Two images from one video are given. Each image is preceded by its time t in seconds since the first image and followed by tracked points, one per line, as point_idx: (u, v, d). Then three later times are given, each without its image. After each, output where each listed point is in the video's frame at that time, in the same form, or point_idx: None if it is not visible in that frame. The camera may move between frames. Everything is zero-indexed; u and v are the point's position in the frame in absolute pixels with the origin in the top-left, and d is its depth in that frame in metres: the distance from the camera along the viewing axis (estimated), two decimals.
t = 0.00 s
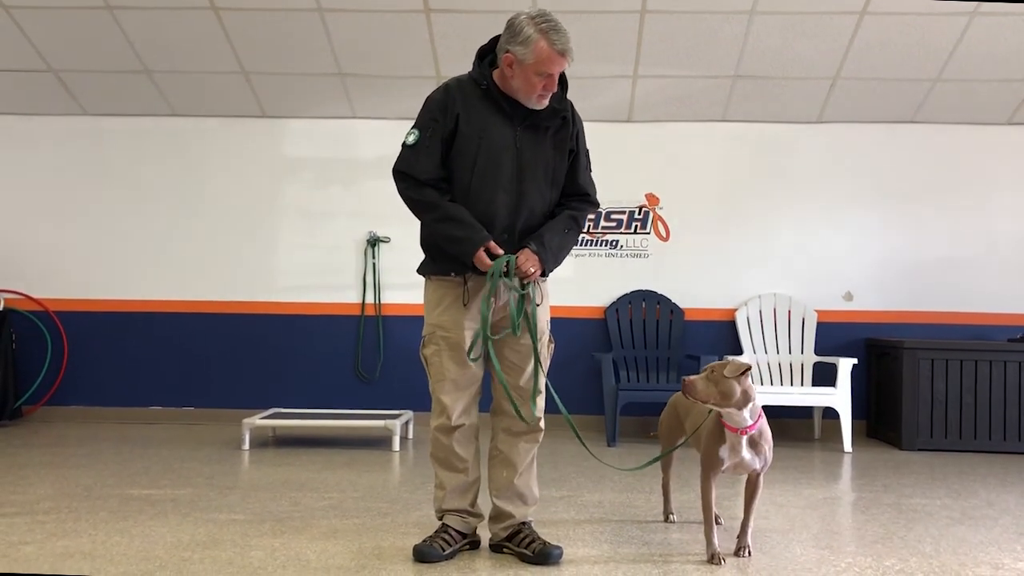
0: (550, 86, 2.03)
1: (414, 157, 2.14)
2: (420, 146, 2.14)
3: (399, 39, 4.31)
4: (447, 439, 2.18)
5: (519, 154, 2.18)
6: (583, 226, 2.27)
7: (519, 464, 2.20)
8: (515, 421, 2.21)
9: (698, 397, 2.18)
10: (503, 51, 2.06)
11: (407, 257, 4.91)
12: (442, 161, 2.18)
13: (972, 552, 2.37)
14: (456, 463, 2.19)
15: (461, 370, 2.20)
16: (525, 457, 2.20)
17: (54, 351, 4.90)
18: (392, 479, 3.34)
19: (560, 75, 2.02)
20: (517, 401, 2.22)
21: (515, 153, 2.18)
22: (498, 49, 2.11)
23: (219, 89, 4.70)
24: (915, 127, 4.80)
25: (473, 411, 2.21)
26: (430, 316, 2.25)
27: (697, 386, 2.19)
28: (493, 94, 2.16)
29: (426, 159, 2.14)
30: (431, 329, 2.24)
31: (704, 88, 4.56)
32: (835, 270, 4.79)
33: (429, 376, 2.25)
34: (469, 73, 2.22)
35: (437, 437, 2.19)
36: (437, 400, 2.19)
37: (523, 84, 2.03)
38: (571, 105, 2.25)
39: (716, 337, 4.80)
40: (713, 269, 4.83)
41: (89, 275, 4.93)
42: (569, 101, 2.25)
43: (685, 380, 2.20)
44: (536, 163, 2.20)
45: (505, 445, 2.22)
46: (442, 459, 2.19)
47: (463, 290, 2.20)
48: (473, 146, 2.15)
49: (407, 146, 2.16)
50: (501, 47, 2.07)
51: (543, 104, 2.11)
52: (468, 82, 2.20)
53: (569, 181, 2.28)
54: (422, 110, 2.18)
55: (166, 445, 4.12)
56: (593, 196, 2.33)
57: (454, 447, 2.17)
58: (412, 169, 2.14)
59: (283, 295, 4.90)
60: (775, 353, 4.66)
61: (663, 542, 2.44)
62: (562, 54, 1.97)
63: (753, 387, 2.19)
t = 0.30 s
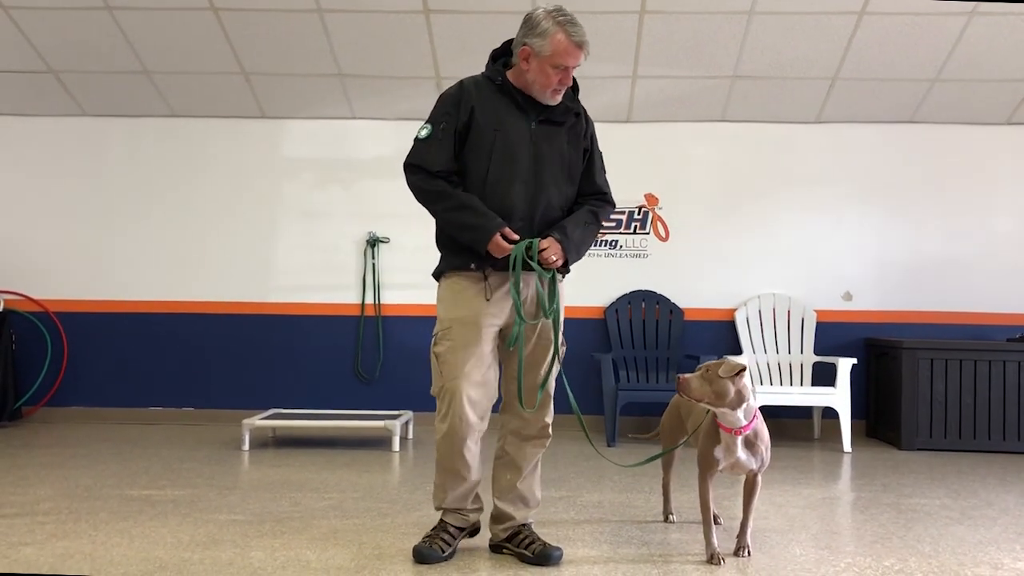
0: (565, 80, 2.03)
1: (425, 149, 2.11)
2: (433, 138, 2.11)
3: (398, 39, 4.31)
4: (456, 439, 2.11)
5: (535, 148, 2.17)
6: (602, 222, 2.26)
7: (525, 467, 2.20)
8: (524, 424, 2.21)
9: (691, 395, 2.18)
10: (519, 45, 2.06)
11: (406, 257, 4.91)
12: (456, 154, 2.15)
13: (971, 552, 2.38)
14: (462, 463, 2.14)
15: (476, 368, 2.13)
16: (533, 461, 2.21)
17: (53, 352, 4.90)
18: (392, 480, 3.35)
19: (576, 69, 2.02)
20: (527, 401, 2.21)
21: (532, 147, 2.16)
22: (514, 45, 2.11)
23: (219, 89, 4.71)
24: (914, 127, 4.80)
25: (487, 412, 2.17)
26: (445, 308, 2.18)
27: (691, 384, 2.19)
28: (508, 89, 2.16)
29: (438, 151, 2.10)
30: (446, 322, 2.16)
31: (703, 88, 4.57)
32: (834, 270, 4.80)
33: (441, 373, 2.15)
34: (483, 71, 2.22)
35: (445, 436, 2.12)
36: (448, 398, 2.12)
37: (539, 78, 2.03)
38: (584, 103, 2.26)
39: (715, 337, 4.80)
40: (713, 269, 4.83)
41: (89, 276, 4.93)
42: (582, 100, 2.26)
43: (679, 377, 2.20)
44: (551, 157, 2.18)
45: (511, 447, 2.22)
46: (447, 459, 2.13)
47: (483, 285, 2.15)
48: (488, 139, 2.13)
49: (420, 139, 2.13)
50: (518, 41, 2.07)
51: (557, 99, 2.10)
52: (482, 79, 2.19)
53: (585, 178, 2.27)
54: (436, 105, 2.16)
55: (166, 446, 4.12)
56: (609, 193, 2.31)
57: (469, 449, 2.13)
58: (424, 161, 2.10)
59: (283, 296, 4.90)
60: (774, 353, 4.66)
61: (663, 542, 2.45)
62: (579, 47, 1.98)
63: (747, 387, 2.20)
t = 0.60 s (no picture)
0: (575, 79, 2.03)
1: (434, 146, 2.03)
2: (441, 135, 2.04)
3: (396, 40, 4.31)
4: (496, 444, 1.97)
5: (544, 146, 2.14)
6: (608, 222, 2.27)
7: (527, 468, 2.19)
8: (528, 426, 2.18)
9: (692, 389, 2.17)
10: (529, 43, 2.02)
11: (406, 258, 4.92)
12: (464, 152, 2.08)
13: (969, 552, 2.38)
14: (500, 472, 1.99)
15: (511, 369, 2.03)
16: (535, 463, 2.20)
17: (52, 353, 4.90)
18: (391, 481, 3.35)
19: (586, 69, 2.03)
20: (535, 404, 2.17)
21: (540, 145, 2.13)
22: (521, 42, 2.08)
23: (218, 90, 4.71)
24: (912, 127, 4.81)
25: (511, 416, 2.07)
26: (472, 307, 2.05)
27: (692, 378, 2.18)
28: (514, 87, 2.12)
29: (447, 148, 2.03)
30: (479, 321, 2.03)
31: (702, 88, 4.57)
32: (833, 270, 4.80)
33: (473, 377, 2.00)
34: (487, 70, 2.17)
35: (486, 443, 1.96)
36: (489, 401, 1.97)
37: (549, 76, 2.02)
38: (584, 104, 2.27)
39: (714, 338, 4.81)
40: (712, 269, 4.84)
41: (89, 277, 4.93)
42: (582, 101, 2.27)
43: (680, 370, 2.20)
44: (559, 157, 2.16)
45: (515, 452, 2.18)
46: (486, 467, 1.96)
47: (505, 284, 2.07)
48: (499, 136, 2.08)
49: (427, 137, 2.05)
50: (526, 38, 2.04)
51: (564, 99, 2.10)
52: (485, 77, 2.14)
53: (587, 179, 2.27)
54: (440, 102, 2.09)
55: (165, 447, 4.13)
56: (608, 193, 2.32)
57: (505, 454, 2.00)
58: (434, 159, 2.02)
59: (282, 297, 4.91)
60: (772, 353, 4.66)
61: (661, 542, 2.45)
62: (592, 47, 1.98)
63: (746, 387, 2.20)
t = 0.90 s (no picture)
0: (578, 65, 2.03)
1: (443, 140, 1.95)
2: (451, 128, 1.96)
3: (397, 37, 4.30)
4: (500, 448, 1.95)
5: (549, 137, 2.12)
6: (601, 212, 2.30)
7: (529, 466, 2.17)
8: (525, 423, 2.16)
9: (693, 382, 2.17)
10: (531, 27, 1.99)
11: (406, 256, 4.91)
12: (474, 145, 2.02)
13: (971, 549, 2.38)
14: (505, 476, 1.97)
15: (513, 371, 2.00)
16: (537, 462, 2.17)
17: (52, 351, 4.89)
18: (392, 478, 3.34)
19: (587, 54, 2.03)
20: (536, 403, 2.15)
21: (547, 136, 2.11)
22: (521, 26, 2.04)
23: (218, 87, 4.70)
24: (914, 123, 4.80)
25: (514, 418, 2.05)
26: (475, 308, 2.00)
27: (693, 371, 2.18)
28: (518, 76, 2.08)
29: (458, 141, 1.96)
30: (482, 324, 1.98)
31: (703, 85, 4.57)
32: (834, 268, 4.80)
33: (477, 380, 1.96)
34: (486, 57, 2.10)
35: (489, 448, 1.94)
36: (493, 405, 1.94)
37: (553, 62, 2.00)
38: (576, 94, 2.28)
39: (715, 335, 4.80)
40: (712, 266, 4.83)
41: (88, 275, 4.92)
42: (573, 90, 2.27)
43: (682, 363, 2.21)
44: (563, 146, 2.16)
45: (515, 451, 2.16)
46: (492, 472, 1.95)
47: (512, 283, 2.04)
48: (509, 128, 2.03)
49: (434, 130, 1.97)
50: (527, 22, 2.01)
51: (564, 84, 2.09)
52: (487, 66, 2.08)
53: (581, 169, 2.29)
54: (446, 93, 2.01)
55: (165, 445, 4.12)
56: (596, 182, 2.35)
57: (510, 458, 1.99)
58: (446, 153, 1.95)
59: (282, 294, 4.90)
60: (773, 351, 4.66)
61: (663, 539, 2.44)
62: (595, 33, 1.98)
63: (747, 383, 2.19)
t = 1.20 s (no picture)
0: (579, 60, 2.03)
1: (461, 138, 1.87)
2: (468, 126, 1.88)
3: (398, 32, 4.29)
4: (501, 446, 1.95)
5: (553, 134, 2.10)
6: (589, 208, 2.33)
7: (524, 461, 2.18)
8: (533, 420, 2.10)
9: (696, 375, 2.16)
10: (535, 19, 1.97)
11: (407, 252, 4.90)
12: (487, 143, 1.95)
13: (973, 546, 2.37)
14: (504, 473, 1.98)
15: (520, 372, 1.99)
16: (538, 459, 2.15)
17: (53, 347, 4.89)
18: (393, 474, 3.34)
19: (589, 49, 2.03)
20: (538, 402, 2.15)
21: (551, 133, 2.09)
22: (523, 17, 2.01)
23: (219, 83, 4.69)
24: (916, 119, 4.79)
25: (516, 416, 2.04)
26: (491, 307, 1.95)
27: (694, 364, 2.17)
28: (524, 71, 2.03)
29: (475, 139, 1.89)
30: (496, 325, 1.94)
31: (704, 81, 4.55)
32: (835, 265, 4.79)
33: (486, 380, 1.94)
34: (490, 49, 2.03)
35: (490, 445, 1.94)
36: (498, 406, 1.94)
37: (556, 56, 1.99)
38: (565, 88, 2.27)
39: (716, 332, 4.80)
40: (714, 262, 4.82)
41: (89, 270, 4.92)
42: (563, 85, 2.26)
43: (684, 356, 2.20)
44: (563, 142, 2.15)
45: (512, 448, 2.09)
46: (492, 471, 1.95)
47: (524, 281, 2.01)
48: (523, 125, 1.98)
49: (449, 127, 1.88)
50: (531, 14, 1.98)
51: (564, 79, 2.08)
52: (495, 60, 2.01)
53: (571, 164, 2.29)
54: (460, 88, 1.92)
55: (166, 441, 4.12)
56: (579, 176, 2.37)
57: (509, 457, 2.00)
58: (464, 152, 1.87)
59: (282, 290, 4.90)
60: (774, 348, 4.65)
61: (664, 536, 2.44)
62: (599, 27, 1.98)
63: (748, 379, 2.19)
